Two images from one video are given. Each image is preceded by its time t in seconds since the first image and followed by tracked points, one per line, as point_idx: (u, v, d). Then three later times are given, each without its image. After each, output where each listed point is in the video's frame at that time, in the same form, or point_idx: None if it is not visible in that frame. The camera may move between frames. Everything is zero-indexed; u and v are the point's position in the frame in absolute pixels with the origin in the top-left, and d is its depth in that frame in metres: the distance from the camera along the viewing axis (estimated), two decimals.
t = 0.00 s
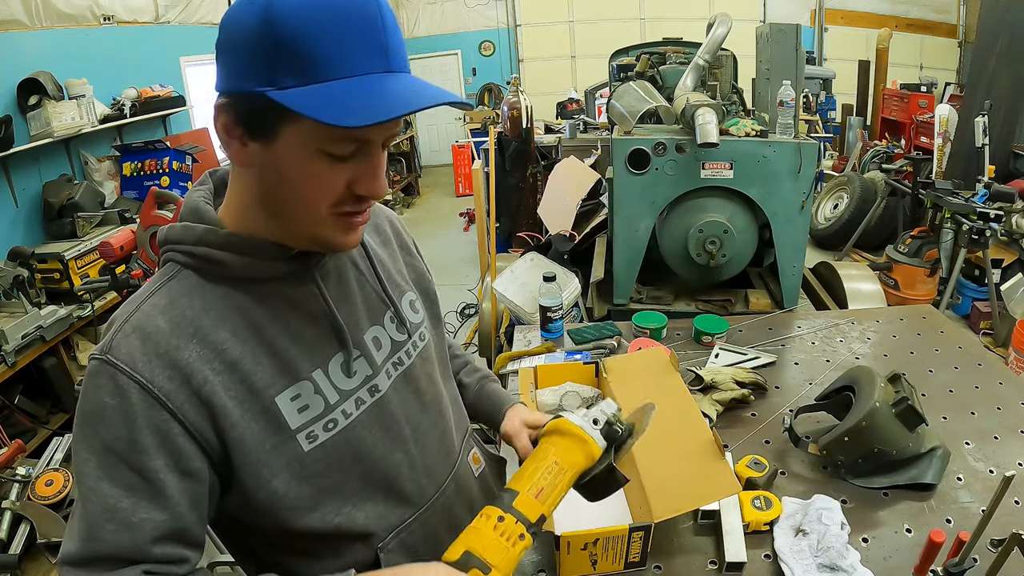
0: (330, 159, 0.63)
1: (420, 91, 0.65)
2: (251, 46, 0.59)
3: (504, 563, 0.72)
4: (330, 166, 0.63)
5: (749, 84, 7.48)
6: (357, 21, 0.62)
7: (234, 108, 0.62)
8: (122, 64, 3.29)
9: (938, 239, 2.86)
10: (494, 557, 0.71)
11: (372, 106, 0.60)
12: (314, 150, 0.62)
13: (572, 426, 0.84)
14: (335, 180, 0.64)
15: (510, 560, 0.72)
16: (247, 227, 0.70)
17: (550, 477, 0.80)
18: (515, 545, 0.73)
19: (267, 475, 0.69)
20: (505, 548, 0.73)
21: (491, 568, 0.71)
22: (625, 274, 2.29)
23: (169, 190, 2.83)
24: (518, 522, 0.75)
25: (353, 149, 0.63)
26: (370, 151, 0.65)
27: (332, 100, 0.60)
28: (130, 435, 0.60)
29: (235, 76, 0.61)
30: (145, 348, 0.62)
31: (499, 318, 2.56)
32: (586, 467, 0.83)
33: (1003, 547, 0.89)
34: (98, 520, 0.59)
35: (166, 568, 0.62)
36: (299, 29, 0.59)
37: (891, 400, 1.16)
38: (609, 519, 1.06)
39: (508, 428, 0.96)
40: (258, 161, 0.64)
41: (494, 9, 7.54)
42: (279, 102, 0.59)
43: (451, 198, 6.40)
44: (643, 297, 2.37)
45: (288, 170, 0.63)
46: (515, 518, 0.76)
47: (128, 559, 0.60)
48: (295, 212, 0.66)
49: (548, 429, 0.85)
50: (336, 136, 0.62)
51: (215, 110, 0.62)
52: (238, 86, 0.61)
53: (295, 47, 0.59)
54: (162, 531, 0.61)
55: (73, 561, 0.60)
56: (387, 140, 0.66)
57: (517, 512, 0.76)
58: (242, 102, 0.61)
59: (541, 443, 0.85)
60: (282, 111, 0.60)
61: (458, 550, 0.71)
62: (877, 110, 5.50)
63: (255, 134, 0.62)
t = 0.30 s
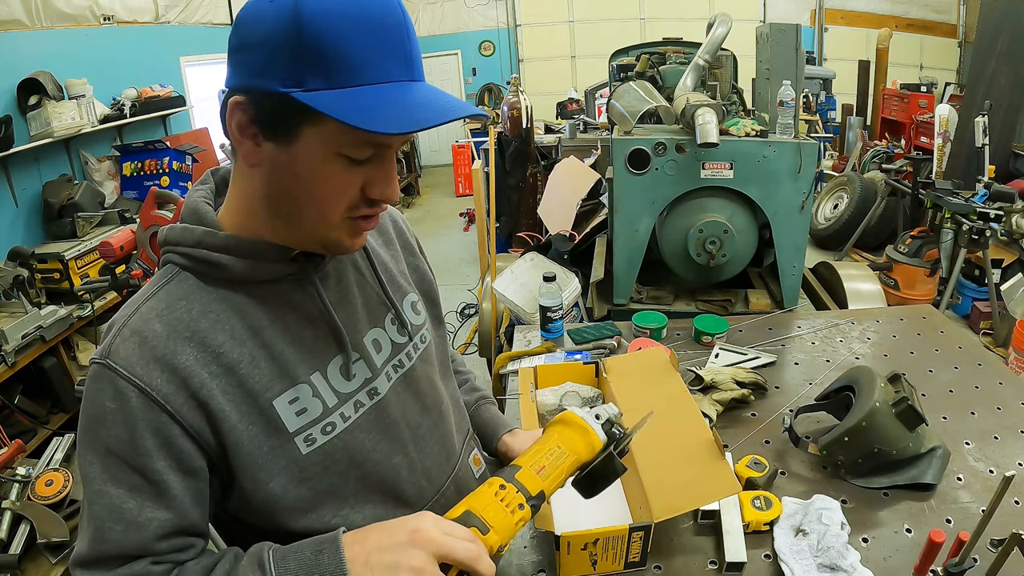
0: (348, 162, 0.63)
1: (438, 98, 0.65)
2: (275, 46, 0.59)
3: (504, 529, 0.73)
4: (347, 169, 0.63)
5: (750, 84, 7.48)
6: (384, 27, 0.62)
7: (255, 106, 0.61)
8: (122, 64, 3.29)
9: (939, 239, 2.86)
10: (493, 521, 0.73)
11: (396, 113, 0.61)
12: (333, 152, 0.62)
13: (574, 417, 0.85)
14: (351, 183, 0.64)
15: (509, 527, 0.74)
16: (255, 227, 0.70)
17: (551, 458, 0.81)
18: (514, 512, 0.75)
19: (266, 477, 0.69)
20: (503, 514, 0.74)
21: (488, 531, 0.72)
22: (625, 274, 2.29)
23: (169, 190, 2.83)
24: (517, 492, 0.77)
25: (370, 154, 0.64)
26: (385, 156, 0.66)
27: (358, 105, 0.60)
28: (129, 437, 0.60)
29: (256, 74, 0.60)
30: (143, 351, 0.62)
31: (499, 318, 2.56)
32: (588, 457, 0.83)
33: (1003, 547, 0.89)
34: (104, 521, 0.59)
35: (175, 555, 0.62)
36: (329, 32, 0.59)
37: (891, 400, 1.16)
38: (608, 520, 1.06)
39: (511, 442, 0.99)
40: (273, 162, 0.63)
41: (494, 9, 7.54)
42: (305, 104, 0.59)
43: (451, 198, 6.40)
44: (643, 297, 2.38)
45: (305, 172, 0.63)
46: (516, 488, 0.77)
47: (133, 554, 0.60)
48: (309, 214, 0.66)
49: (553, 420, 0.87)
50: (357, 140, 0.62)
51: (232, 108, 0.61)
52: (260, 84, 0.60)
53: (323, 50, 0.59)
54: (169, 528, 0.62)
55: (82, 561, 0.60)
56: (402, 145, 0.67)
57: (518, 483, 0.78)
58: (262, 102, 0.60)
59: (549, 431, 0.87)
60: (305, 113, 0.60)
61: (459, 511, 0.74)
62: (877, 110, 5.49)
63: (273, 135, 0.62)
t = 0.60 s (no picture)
0: (328, 158, 0.62)
1: (421, 94, 0.63)
2: (258, 43, 0.59)
3: (513, 505, 0.74)
4: (327, 165, 0.63)
5: (749, 84, 7.48)
6: (364, 20, 0.61)
7: (237, 104, 0.62)
8: (122, 64, 3.29)
9: (939, 239, 2.86)
10: (499, 498, 0.74)
11: (370, 107, 0.59)
12: (311, 148, 0.61)
13: (566, 388, 0.86)
14: (332, 179, 0.63)
15: (517, 502, 0.74)
16: (246, 224, 0.70)
17: (549, 431, 0.82)
18: (520, 487, 0.75)
19: (266, 473, 0.69)
20: (510, 491, 0.75)
21: (498, 511, 0.73)
22: (625, 273, 2.29)
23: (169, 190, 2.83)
24: (519, 467, 0.78)
25: (350, 149, 0.63)
26: (369, 153, 0.64)
27: (330, 98, 0.59)
28: (128, 430, 0.60)
29: (241, 72, 0.61)
30: (144, 345, 0.62)
31: (499, 318, 2.55)
32: (586, 425, 0.83)
33: (1003, 547, 0.89)
34: (87, 514, 0.59)
35: (151, 547, 0.62)
36: (304, 25, 0.59)
37: (891, 400, 1.16)
38: (608, 519, 1.06)
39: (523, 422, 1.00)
40: (259, 157, 0.63)
41: (494, 9, 7.54)
42: (280, 99, 0.59)
43: (451, 198, 6.40)
44: (643, 297, 2.37)
45: (286, 168, 0.63)
46: (518, 464, 0.78)
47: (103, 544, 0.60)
48: (293, 210, 0.66)
49: (546, 397, 0.88)
50: (334, 134, 0.61)
51: (220, 105, 0.62)
52: (242, 82, 0.61)
53: (299, 44, 0.59)
54: (140, 525, 0.60)
55: (68, 545, 0.61)
56: (387, 141, 0.65)
57: (519, 460, 0.79)
58: (245, 98, 0.61)
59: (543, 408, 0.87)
60: (281, 109, 0.60)
61: (468, 500, 0.75)
62: (877, 110, 5.49)
63: (254, 131, 0.62)
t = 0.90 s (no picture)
0: (316, 165, 0.62)
1: (409, 100, 0.62)
2: (243, 54, 0.60)
3: (511, 494, 0.74)
4: (316, 172, 0.62)
5: (749, 84, 7.49)
6: (345, 27, 0.60)
7: (228, 115, 0.63)
8: (122, 64, 3.29)
9: (939, 239, 2.86)
10: (496, 488, 0.74)
11: (351, 115, 0.59)
12: (297, 156, 0.61)
13: (554, 380, 0.90)
14: (322, 186, 0.63)
15: (515, 491, 0.74)
16: (244, 228, 0.71)
17: (541, 422, 0.84)
18: (516, 478, 0.75)
19: (268, 471, 0.69)
20: (505, 482, 0.75)
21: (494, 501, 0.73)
22: (625, 273, 2.29)
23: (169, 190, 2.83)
24: (514, 459, 0.78)
25: (339, 157, 0.62)
26: (360, 159, 0.63)
27: (311, 108, 0.59)
28: (132, 427, 0.60)
29: (232, 82, 0.62)
30: (148, 344, 0.63)
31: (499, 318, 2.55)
32: (577, 414, 0.86)
33: (1003, 547, 0.89)
34: (94, 511, 0.60)
35: (162, 540, 0.62)
36: (284, 35, 0.59)
37: (891, 400, 1.16)
38: (608, 519, 1.06)
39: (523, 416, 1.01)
40: (253, 165, 0.64)
41: (494, 9, 7.54)
42: (263, 110, 0.59)
43: (451, 198, 6.40)
44: (643, 297, 2.38)
45: (276, 176, 0.63)
46: (513, 455, 0.79)
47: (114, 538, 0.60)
48: (287, 218, 0.66)
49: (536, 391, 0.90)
50: (319, 142, 0.60)
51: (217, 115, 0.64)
52: (231, 95, 0.62)
53: (281, 55, 0.59)
54: (149, 519, 0.61)
55: (80, 543, 0.62)
56: (377, 146, 0.64)
57: (514, 452, 0.80)
58: (236, 108, 0.62)
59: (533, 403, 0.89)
60: (267, 119, 0.60)
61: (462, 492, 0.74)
62: (877, 110, 5.49)
63: (246, 141, 0.63)
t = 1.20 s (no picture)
0: (287, 179, 0.62)
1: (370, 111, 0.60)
2: (218, 72, 0.61)
3: (497, 491, 0.73)
4: (287, 185, 0.62)
5: (749, 84, 7.49)
6: (305, 36, 0.59)
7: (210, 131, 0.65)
8: (122, 64, 3.29)
9: (938, 239, 2.86)
10: (482, 484, 0.73)
11: (308, 131, 0.58)
12: (266, 172, 0.62)
13: (544, 375, 0.91)
14: (293, 199, 0.63)
15: (501, 487, 0.73)
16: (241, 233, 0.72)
17: (529, 417, 0.84)
18: (503, 473, 0.75)
19: (268, 471, 0.70)
20: (493, 477, 0.74)
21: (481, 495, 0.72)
22: (625, 273, 2.29)
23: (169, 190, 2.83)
24: (501, 454, 0.78)
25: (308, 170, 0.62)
26: (330, 170, 0.62)
27: (273, 126, 0.59)
28: (137, 425, 0.60)
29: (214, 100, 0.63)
30: (151, 343, 0.63)
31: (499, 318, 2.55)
32: (567, 406, 0.89)
33: (1003, 547, 0.89)
34: (107, 510, 0.59)
35: (173, 540, 0.62)
36: (245, 50, 0.59)
37: (891, 400, 1.16)
38: (608, 519, 1.06)
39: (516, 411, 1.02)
40: (237, 179, 0.66)
41: (494, 9, 7.54)
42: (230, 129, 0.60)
43: (451, 198, 6.40)
44: (643, 297, 2.38)
45: (254, 190, 0.64)
46: (499, 451, 0.78)
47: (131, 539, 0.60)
48: (270, 230, 0.67)
49: (525, 387, 0.91)
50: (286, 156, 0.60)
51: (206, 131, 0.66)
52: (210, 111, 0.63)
53: (245, 71, 0.59)
54: (162, 518, 0.61)
55: (85, 547, 0.61)
56: (348, 157, 0.63)
57: (501, 448, 0.79)
58: (216, 127, 0.63)
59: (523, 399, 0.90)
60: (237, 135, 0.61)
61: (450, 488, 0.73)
62: (877, 110, 5.50)
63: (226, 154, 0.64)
